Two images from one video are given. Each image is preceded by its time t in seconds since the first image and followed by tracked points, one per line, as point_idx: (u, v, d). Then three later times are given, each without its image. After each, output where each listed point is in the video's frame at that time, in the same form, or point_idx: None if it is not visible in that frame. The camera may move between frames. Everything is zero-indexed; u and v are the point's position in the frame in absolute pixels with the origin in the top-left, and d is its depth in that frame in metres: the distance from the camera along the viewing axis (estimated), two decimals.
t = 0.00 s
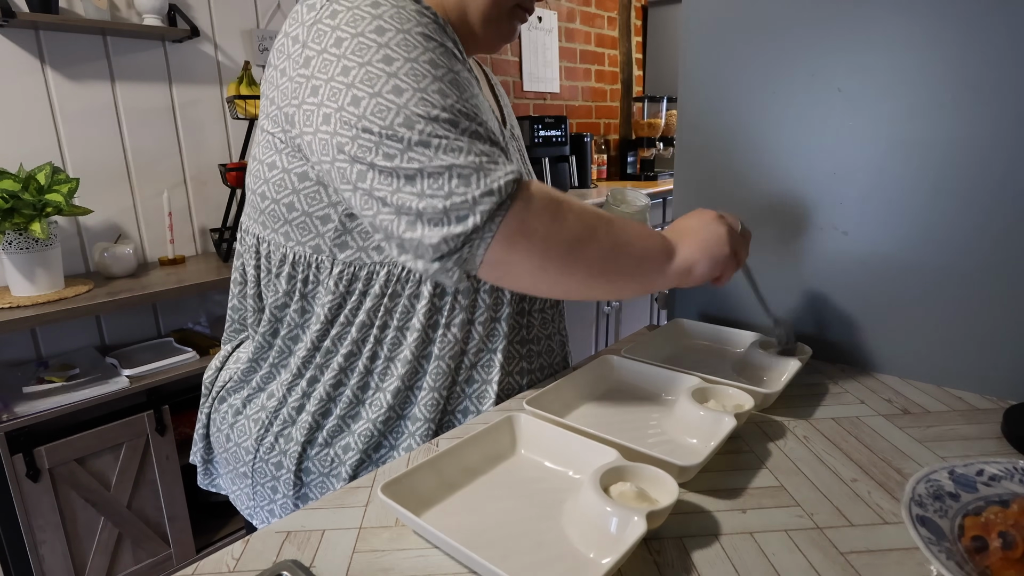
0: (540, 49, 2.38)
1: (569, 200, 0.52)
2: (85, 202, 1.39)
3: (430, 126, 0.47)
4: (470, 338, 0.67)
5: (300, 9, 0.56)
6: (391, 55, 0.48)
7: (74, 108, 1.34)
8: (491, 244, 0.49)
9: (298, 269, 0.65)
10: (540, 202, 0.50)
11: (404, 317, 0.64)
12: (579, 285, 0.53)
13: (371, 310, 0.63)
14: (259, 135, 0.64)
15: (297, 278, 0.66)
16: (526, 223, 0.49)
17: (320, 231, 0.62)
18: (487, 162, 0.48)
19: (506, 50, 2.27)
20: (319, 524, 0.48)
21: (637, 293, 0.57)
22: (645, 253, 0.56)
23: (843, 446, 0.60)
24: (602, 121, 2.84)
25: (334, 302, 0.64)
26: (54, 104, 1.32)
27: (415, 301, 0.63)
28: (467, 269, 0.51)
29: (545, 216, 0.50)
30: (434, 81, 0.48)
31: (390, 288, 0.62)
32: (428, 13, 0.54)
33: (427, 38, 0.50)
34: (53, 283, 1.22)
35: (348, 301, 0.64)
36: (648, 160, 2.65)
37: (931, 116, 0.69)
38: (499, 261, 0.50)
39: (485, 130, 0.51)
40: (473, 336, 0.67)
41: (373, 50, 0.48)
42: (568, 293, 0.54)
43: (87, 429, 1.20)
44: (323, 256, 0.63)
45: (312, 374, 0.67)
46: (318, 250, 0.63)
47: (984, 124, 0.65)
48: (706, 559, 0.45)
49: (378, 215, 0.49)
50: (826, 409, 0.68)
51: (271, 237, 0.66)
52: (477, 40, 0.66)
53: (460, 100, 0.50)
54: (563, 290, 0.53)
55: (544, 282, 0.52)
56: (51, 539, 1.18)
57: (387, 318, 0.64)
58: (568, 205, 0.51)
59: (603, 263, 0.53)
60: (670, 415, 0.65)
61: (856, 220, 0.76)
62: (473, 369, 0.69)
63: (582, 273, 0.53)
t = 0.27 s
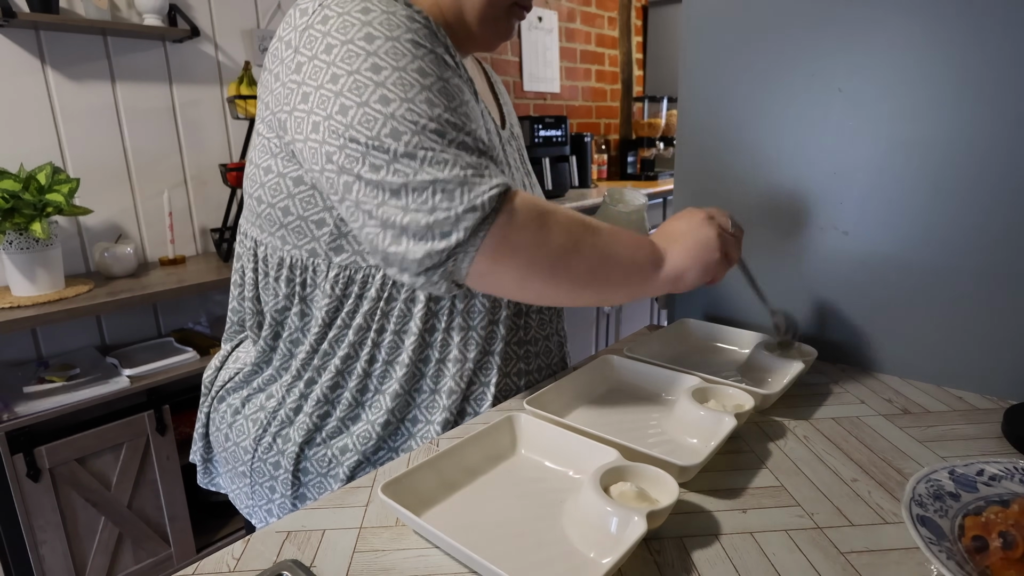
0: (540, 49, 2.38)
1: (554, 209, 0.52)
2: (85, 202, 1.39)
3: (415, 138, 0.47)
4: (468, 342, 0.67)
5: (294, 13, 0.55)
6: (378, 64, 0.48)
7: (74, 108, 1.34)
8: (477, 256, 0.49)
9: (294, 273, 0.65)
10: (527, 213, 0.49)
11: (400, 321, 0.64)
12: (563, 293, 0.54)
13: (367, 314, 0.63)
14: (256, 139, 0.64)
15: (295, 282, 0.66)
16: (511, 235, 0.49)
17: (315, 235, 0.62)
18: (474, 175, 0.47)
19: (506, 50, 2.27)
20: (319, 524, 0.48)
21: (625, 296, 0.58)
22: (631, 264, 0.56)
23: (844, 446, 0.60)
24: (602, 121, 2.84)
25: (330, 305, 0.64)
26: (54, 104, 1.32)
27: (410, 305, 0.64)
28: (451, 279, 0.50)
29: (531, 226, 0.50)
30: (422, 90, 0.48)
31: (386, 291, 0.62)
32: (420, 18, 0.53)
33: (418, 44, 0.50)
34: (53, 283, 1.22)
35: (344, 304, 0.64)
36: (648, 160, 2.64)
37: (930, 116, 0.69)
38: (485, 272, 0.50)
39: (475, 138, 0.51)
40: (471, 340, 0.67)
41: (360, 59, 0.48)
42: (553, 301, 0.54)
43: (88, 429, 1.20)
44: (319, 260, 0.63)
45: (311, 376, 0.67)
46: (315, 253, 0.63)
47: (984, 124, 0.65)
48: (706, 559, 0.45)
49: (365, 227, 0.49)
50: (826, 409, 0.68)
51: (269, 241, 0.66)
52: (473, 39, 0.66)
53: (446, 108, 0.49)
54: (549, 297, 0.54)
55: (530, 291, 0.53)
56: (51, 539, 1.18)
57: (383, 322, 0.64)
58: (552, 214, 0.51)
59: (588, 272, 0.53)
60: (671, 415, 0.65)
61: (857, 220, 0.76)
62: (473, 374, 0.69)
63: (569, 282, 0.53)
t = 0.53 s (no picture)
0: (540, 49, 2.38)
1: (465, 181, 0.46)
2: (85, 202, 1.39)
3: (348, 147, 0.45)
4: (462, 346, 0.67)
5: (284, 11, 0.53)
6: (334, 69, 0.46)
7: (74, 108, 1.34)
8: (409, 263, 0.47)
9: (286, 277, 0.66)
10: (439, 201, 0.45)
11: (394, 325, 0.64)
12: (511, 256, 0.50)
13: (360, 317, 0.64)
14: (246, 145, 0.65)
15: (288, 285, 0.66)
16: (432, 231, 0.45)
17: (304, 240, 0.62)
18: (391, 186, 0.44)
19: (506, 50, 2.27)
20: (320, 524, 0.48)
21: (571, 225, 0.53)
22: (565, 194, 0.50)
23: (843, 446, 0.60)
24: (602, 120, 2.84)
25: (322, 308, 0.65)
26: (54, 104, 1.32)
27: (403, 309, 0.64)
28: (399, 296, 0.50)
29: (450, 216, 0.46)
30: (370, 96, 0.46)
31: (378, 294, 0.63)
32: (398, 21, 0.51)
33: (382, 51, 0.48)
34: (53, 283, 1.21)
35: (336, 306, 0.64)
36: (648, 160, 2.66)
37: (930, 116, 0.69)
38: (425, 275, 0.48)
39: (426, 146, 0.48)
40: (464, 343, 0.67)
41: (318, 64, 0.46)
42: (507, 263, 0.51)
43: (88, 429, 1.20)
44: (310, 263, 0.64)
45: (309, 377, 0.67)
46: (304, 257, 0.64)
47: (983, 124, 0.66)
48: (706, 559, 0.45)
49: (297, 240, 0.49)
50: (826, 409, 0.68)
51: (260, 244, 0.67)
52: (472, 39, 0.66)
53: (399, 115, 0.46)
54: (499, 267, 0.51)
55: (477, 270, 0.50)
56: (51, 539, 1.18)
57: (378, 326, 0.64)
58: (464, 190, 0.46)
59: (523, 235, 0.49)
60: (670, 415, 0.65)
61: (857, 221, 0.76)
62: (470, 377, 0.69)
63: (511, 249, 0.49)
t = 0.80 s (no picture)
0: (540, 49, 2.38)
1: (370, 106, 0.49)
2: (84, 202, 1.39)
3: (265, 92, 0.51)
4: (444, 341, 0.68)
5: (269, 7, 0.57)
6: (270, 35, 0.53)
7: (74, 108, 1.34)
8: (329, 199, 0.51)
9: (270, 278, 0.67)
10: (345, 127, 0.48)
11: (377, 323, 0.65)
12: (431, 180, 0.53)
13: (345, 315, 0.64)
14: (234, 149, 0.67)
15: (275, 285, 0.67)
16: (343, 156, 0.48)
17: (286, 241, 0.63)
18: (298, 119, 0.49)
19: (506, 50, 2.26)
20: (319, 524, 0.48)
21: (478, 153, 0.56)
22: (464, 109, 0.52)
23: (844, 446, 0.60)
24: (602, 120, 2.84)
25: (307, 307, 0.66)
26: (54, 104, 1.32)
27: (385, 307, 0.64)
28: (329, 250, 0.55)
29: (363, 141, 0.48)
30: (297, 50, 0.52)
31: (361, 292, 0.63)
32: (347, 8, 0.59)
33: (323, 21, 0.55)
34: (53, 283, 1.21)
35: (320, 305, 0.65)
36: (648, 160, 2.67)
37: (930, 116, 0.69)
38: (349, 207, 0.52)
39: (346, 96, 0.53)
40: (445, 338, 0.68)
41: (261, 38, 0.54)
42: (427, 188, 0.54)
43: (88, 429, 1.20)
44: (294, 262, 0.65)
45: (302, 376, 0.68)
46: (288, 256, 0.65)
47: (984, 124, 0.66)
48: (706, 559, 0.45)
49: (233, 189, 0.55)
50: (826, 409, 0.68)
51: (246, 245, 0.69)
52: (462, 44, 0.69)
53: (322, 67, 0.52)
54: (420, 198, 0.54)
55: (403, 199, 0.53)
56: (51, 539, 1.18)
57: (364, 323, 0.65)
58: (373, 114, 0.49)
59: (433, 154, 0.52)
60: (670, 416, 0.65)
61: (857, 221, 0.76)
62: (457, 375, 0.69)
63: (428, 176, 0.52)
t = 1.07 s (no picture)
0: (540, 49, 2.38)
1: (396, 116, 0.52)
2: (84, 202, 1.39)
3: (285, 101, 0.52)
4: (419, 338, 0.68)
5: (252, 9, 0.58)
6: (273, 41, 0.54)
7: (74, 108, 1.34)
8: (359, 205, 0.53)
9: (257, 276, 0.69)
10: (376, 136, 0.50)
11: (354, 320, 0.65)
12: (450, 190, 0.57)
13: (323, 313, 0.65)
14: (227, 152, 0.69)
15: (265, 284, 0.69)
16: (376, 165, 0.51)
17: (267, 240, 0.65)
18: (327, 129, 0.51)
19: (506, 50, 2.26)
20: (319, 524, 0.48)
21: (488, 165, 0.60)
22: (481, 126, 0.56)
23: (844, 446, 0.60)
24: (602, 120, 2.84)
25: (288, 304, 0.67)
26: (54, 104, 1.32)
27: (362, 304, 0.65)
28: (353, 251, 0.57)
29: (392, 149, 0.51)
30: (305, 59, 0.53)
31: (337, 289, 0.64)
32: (337, 6, 0.58)
33: (316, 25, 0.54)
34: (53, 283, 1.21)
35: (301, 302, 0.66)
36: (648, 160, 2.68)
37: (930, 116, 0.69)
38: (376, 213, 0.54)
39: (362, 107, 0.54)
40: (421, 335, 0.68)
41: (264, 46, 0.54)
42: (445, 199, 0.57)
43: (87, 429, 1.20)
44: (275, 261, 0.66)
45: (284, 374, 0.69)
46: (270, 255, 0.66)
47: (983, 125, 0.66)
48: (706, 560, 0.45)
49: (256, 195, 0.56)
50: (826, 409, 0.68)
51: (235, 244, 0.71)
52: (442, 46, 0.70)
53: (334, 75, 0.53)
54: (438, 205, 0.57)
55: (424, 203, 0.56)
56: (51, 539, 1.18)
57: (340, 320, 0.65)
58: (401, 125, 0.51)
59: (454, 164, 0.55)
60: (670, 416, 0.65)
61: (857, 220, 0.76)
62: (434, 374, 0.69)
63: (447, 184, 0.56)
